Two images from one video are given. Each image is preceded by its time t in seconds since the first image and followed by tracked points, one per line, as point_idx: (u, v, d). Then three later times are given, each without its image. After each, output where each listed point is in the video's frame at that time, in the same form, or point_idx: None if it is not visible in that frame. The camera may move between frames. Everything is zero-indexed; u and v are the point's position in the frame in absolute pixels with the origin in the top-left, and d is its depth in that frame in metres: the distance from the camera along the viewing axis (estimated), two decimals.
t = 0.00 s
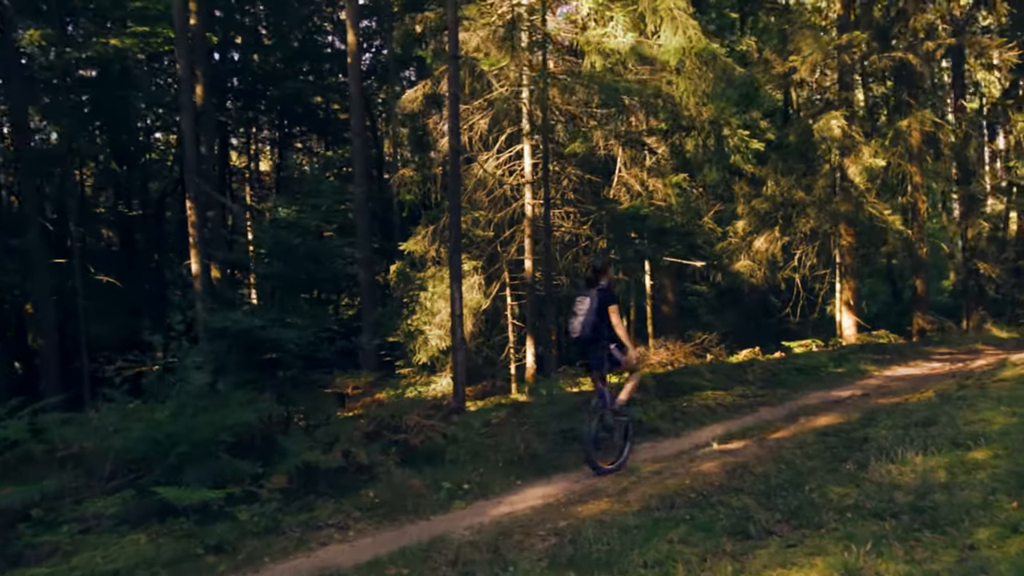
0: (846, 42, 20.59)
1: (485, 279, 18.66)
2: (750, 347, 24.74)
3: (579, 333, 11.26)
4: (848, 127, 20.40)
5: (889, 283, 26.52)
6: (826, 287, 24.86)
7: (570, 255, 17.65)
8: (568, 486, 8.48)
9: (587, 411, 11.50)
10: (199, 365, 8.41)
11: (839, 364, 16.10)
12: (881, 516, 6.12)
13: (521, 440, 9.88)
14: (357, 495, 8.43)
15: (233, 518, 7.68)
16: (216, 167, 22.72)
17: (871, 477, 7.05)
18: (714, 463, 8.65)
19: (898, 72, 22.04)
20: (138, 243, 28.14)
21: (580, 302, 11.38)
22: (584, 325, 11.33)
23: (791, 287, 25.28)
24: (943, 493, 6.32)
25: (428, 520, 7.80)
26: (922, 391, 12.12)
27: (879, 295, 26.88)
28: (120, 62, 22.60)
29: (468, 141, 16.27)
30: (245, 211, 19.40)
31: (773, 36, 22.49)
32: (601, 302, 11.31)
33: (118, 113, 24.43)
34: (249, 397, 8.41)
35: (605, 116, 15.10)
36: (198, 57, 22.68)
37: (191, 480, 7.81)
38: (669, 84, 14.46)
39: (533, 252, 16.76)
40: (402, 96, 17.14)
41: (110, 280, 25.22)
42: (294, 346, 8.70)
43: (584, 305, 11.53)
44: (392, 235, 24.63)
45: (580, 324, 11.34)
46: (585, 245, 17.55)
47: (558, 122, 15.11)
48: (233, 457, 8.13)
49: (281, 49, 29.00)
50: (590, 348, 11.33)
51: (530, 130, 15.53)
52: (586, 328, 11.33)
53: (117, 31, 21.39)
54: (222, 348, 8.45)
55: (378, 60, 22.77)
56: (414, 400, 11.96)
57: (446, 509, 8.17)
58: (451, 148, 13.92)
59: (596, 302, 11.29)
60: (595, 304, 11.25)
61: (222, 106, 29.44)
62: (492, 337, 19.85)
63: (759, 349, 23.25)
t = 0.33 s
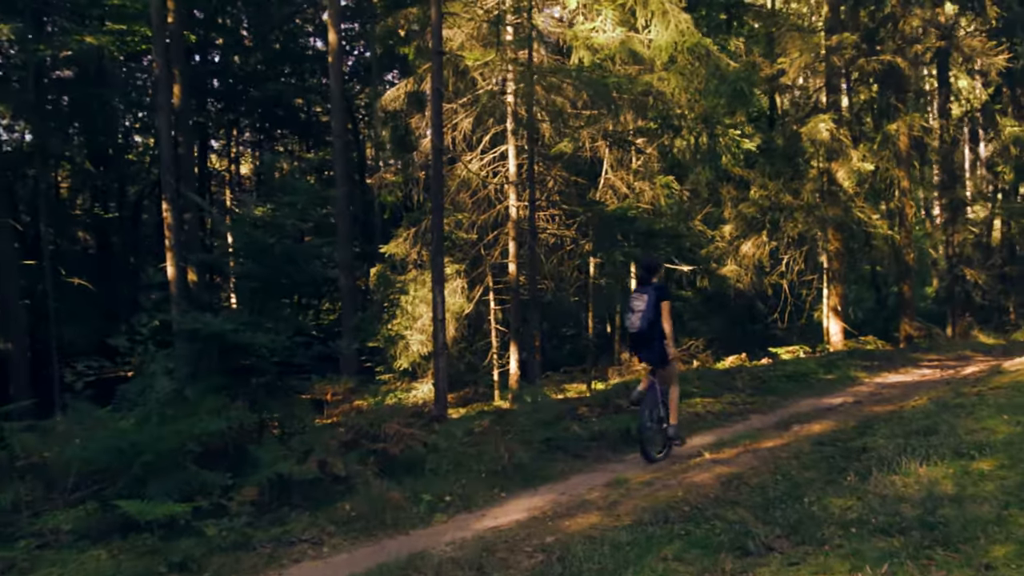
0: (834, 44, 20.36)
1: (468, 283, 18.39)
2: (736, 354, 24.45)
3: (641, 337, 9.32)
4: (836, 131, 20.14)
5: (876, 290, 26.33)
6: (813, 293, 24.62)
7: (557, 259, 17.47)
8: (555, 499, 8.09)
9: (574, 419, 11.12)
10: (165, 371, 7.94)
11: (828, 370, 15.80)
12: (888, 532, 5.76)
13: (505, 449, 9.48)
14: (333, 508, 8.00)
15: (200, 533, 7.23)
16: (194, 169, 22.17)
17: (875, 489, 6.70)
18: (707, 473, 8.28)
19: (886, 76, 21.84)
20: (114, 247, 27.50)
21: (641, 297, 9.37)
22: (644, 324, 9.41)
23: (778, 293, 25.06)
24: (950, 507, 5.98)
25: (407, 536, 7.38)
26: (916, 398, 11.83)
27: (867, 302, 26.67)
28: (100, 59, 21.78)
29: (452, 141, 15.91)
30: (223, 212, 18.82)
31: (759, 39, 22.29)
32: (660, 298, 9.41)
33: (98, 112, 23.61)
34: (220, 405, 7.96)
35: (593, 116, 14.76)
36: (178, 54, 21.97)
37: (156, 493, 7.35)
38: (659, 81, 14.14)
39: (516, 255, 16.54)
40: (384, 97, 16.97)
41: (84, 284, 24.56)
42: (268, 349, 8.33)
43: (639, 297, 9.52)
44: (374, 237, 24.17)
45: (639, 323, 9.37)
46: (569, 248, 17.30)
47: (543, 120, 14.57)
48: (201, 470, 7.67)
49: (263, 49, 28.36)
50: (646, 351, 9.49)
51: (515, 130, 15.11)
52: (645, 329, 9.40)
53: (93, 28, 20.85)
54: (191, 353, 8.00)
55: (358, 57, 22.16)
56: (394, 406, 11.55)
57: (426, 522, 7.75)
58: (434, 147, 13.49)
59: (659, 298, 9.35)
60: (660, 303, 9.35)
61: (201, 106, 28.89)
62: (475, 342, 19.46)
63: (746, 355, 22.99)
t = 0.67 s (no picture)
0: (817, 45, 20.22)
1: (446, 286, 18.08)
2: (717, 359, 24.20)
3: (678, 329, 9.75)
4: (818, 133, 20.06)
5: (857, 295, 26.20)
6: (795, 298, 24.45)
7: (537, 262, 17.22)
8: (537, 511, 7.71)
9: (555, 425, 10.77)
10: (126, 374, 7.44)
11: (813, 375, 15.56)
12: (890, 548, 5.45)
13: (484, 457, 9.10)
14: (302, 520, 7.58)
15: (158, 548, 6.78)
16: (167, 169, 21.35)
17: (872, 502, 6.42)
18: (695, 483, 7.94)
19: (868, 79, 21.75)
20: (85, 247, 25.79)
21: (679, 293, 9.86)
22: (681, 319, 9.84)
23: (759, 297, 24.85)
24: (953, 521, 5.68)
25: (380, 551, 6.99)
26: (904, 404, 11.60)
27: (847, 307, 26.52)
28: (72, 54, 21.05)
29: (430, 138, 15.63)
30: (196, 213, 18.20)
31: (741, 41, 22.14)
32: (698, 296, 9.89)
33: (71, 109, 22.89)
34: (183, 409, 7.55)
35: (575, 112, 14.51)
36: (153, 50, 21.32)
37: (113, 506, 6.86)
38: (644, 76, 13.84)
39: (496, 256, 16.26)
40: (360, 94, 16.58)
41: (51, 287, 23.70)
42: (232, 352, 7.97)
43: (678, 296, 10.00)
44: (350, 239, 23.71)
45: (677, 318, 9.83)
46: (550, 251, 17.04)
47: (523, 114, 14.53)
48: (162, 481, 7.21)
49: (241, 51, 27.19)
50: (683, 346, 9.86)
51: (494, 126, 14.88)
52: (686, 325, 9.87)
53: (64, 23, 20.29)
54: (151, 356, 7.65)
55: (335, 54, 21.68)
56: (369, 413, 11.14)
57: (400, 535, 7.36)
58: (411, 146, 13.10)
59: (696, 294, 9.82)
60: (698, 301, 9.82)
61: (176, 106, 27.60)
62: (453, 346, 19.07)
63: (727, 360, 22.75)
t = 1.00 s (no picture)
0: (792, 46, 20.14)
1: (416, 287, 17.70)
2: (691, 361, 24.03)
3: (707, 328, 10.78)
4: (793, 136, 19.74)
5: (830, 297, 26.18)
6: (769, 300, 24.38)
7: (509, 263, 16.92)
8: (514, 520, 7.39)
9: (530, 429, 10.45)
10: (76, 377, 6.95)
11: (789, 378, 15.40)
12: (884, 563, 5.19)
13: (456, 462, 8.75)
14: (263, 531, 7.17)
15: (106, 562, 6.34)
16: (130, 166, 20.64)
17: (863, 512, 6.18)
18: (675, 491, 7.66)
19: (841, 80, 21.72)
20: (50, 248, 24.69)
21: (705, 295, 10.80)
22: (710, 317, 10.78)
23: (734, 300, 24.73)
24: (948, 532, 5.44)
25: (346, 565, 6.62)
26: (884, 407, 11.43)
27: (820, 309, 26.50)
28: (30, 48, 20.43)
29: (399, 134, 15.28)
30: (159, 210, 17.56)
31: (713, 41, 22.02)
32: (727, 294, 10.97)
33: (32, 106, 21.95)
34: (140, 412, 7.10)
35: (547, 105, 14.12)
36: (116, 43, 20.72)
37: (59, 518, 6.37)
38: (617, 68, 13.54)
39: (468, 255, 15.90)
40: (329, 88, 16.15)
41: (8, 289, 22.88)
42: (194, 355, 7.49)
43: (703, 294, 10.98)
44: (320, 238, 23.25)
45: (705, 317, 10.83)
46: (521, 252, 16.73)
47: (496, 109, 14.17)
48: (113, 491, 6.73)
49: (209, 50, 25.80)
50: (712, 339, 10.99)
51: (466, 122, 14.58)
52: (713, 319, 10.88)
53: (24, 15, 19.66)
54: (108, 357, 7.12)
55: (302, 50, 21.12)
56: (336, 416, 10.75)
57: (366, 546, 6.99)
58: (381, 141, 12.69)
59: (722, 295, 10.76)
60: (726, 299, 10.85)
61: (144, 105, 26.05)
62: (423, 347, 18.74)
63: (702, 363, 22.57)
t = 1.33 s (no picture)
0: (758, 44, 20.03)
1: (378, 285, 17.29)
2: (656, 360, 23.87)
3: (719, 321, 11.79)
4: (759, 134, 19.62)
5: (794, 296, 26.19)
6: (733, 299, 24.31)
7: (473, 260, 16.58)
8: (480, 528, 7.06)
9: (496, 430, 10.12)
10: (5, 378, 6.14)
11: (756, 377, 15.27)
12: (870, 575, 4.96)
13: (421, 465, 8.41)
14: (216, 540, 6.74)
15: None
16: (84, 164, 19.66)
17: (846, 519, 5.97)
18: (648, 495, 7.40)
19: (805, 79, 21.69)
20: None
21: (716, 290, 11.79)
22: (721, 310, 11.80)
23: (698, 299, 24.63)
24: (938, 544, 5.23)
25: None
26: (855, 407, 11.31)
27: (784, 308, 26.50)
28: None
29: (361, 129, 14.84)
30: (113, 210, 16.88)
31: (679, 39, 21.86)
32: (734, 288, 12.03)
33: None
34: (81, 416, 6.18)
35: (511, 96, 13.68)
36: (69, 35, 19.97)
37: None
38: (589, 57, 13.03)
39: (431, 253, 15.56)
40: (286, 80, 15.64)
41: None
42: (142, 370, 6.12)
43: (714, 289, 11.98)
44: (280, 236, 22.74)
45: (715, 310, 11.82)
46: (485, 250, 16.41)
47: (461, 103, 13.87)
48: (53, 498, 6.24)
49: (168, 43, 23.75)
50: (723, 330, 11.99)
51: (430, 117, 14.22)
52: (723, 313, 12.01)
53: None
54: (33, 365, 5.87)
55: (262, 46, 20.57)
56: (295, 418, 10.33)
57: (327, 555, 6.61)
58: (342, 134, 12.25)
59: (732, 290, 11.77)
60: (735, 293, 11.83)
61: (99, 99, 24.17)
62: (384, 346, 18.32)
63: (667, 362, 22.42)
